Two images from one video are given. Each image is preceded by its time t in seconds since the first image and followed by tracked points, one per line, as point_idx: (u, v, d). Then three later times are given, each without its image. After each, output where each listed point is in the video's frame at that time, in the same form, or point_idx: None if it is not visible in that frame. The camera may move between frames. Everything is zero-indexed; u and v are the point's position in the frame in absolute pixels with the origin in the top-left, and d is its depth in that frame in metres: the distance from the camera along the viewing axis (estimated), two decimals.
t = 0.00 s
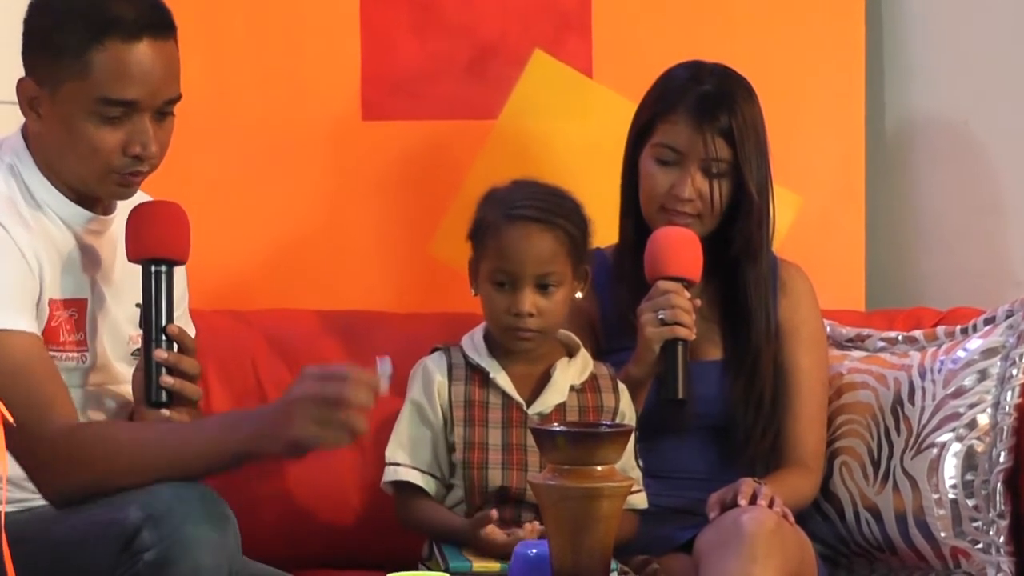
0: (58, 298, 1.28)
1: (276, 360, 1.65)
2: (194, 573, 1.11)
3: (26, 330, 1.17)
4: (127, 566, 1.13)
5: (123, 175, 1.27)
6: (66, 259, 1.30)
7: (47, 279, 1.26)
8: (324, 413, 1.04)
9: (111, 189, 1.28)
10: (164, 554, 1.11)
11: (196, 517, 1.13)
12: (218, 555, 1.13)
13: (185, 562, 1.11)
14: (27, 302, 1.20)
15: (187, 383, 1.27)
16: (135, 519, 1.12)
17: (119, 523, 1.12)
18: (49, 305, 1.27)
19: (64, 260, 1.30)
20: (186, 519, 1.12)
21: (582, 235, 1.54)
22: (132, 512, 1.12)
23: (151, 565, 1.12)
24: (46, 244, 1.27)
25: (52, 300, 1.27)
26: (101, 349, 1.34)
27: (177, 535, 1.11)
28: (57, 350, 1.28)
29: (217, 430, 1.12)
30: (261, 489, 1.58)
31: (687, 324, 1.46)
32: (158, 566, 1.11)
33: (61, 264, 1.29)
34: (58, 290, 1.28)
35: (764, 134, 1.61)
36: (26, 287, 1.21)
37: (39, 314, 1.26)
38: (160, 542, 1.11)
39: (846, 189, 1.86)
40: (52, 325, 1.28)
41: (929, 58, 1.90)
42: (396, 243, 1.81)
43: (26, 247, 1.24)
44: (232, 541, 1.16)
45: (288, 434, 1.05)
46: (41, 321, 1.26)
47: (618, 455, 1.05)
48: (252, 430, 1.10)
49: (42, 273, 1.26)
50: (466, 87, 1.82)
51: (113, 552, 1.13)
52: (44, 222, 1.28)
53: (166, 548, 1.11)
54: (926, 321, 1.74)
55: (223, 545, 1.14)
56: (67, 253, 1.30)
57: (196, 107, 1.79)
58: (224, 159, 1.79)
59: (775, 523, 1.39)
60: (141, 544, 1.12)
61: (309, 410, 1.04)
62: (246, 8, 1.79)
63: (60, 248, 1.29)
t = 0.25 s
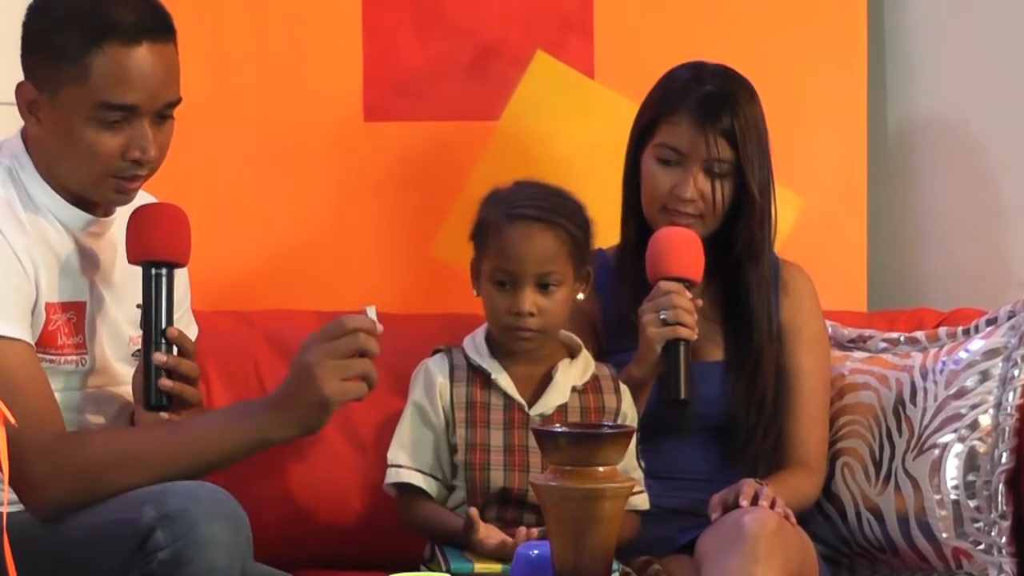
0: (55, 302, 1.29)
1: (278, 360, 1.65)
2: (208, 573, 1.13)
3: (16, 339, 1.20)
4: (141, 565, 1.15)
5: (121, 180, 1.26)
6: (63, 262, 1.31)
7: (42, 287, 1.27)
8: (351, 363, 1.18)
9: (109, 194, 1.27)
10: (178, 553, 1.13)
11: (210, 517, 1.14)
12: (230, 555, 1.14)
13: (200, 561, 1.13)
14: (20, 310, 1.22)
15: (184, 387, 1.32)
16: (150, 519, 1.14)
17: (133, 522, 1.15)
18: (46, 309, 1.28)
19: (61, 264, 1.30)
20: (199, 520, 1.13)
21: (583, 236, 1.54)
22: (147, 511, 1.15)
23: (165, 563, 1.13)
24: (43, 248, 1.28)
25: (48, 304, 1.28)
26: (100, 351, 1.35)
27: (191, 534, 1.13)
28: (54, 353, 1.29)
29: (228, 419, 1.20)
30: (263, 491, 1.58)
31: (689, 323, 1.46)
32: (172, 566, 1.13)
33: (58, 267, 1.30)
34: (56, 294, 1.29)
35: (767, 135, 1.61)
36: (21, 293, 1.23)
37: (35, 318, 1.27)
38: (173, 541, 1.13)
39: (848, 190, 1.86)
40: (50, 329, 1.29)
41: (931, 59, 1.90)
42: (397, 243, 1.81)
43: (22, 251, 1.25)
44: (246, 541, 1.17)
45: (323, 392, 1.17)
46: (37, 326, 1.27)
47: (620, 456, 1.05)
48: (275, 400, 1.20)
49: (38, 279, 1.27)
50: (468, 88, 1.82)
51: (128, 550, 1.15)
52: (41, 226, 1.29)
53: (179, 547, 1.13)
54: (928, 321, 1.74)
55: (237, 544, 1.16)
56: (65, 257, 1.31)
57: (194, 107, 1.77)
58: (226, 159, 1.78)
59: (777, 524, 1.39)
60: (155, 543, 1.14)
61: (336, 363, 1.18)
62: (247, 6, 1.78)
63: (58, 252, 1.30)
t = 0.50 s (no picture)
0: (54, 302, 1.30)
1: (280, 360, 1.65)
2: (220, 573, 1.14)
3: (16, 338, 1.21)
4: (151, 563, 1.16)
5: (120, 181, 1.26)
6: (62, 262, 1.31)
7: (41, 287, 1.28)
8: (367, 370, 1.21)
9: (108, 195, 1.27)
10: (189, 551, 1.14)
11: (221, 517, 1.15)
12: (240, 554, 1.15)
13: (211, 560, 1.14)
14: (20, 309, 1.22)
15: (184, 389, 1.31)
16: (161, 517, 1.15)
17: (144, 520, 1.16)
18: (45, 309, 1.29)
19: (61, 264, 1.31)
20: (211, 519, 1.14)
21: (584, 236, 1.54)
22: (158, 509, 1.15)
23: (176, 561, 1.14)
24: (41, 249, 1.29)
25: (47, 304, 1.29)
26: (101, 351, 1.36)
27: (202, 534, 1.14)
28: (54, 354, 1.30)
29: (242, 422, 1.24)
30: (264, 491, 1.58)
31: (690, 323, 1.46)
32: (183, 564, 1.14)
33: (57, 268, 1.30)
34: (54, 295, 1.30)
35: (768, 135, 1.61)
36: (18, 293, 1.23)
37: (34, 319, 1.28)
38: (184, 539, 1.14)
39: (848, 190, 1.86)
40: (49, 330, 1.30)
41: (931, 58, 1.90)
42: (399, 243, 1.81)
43: (21, 251, 1.26)
44: (255, 541, 1.18)
45: (341, 394, 1.19)
46: (37, 327, 1.28)
47: (621, 456, 1.05)
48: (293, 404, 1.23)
49: (37, 279, 1.27)
50: (469, 88, 1.81)
51: (138, 548, 1.16)
52: (40, 227, 1.29)
53: (190, 546, 1.14)
54: (929, 321, 1.74)
55: (247, 544, 1.17)
56: (63, 257, 1.31)
57: (193, 107, 1.77)
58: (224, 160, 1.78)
59: (779, 523, 1.39)
60: (167, 542, 1.15)
61: (354, 368, 1.21)
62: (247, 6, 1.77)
63: (57, 253, 1.30)
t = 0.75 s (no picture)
0: (55, 302, 1.30)
1: (282, 360, 1.65)
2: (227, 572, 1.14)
3: (20, 334, 1.21)
4: (157, 564, 1.16)
5: (123, 182, 1.26)
6: (61, 261, 1.31)
7: (43, 285, 1.28)
8: (375, 373, 1.22)
9: (111, 195, 1.28)
10: (196, 550, 1.14)
11: (228, 516, 1.15)
12: (247, 553, 1.16)
13: (218, 558, 1.14)
14: (23, 307, 1.23)
15: (187, 388, 1.29)
16: (168, 516, 1.15)
17: (151, 519, 1.16)
18: (46, 309, 1.29)
19: (61, 264, 1.31)
20: (219, 518, 1.14)
21: (584, 236, 1.54)
22: (165, 509, 1.16)
23: (183, 561, 1.14)
24: (42, 248, 1.29)
25: (49, 304, 1.29)
26: (102, 351, 1.36)
27: (211, 532, 1.14)
28: (57, 353, 1.31)
29: (251, 424, 1.24)
30: (266, 491, 1.58)
31: (691, 322, 1.47)
32: (190, 563, 1.14)
33: (58, 267, 1.31)
34: (55, 294, 1.30)
35: (770, 135, 1.61)
36: (20, 291, 1.24)
37: (37, 318, 1.28)
38: (191, 539, 1.14)
39: (850, 190, 1.86)
40: (51, 329, 1.30)
41: (933, 58, 1.90)
42: (401, 243, 1.80)
43: (22, 250, 1.26)
44: (262, 539, 1.18)
45: (351, 391, 1.20)
46: (39, 326, 1.29)
47: (623, 455, 1.05)
48: (305, 406, 1.24)
49: (38, 279, 1.28)
50: (471, 88, 1.81)
51: (144, 547, 1.16)
52: (41, 226, 1.29)
53: (198, 545, 1.14)
54: (931, 320, 1.74)
55: (254, 544, 1.17)
56: (63, 256, 1.31)
57: (194, 106, 1.76)
58: (224, 161, 1.77)
59: (781, 523, 1.40)
60: (173, 541, 1.15)
61: (363, 370, 1.21)
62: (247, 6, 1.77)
63: (58, 252, 1.31)
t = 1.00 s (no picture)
0: (57, 303, 1.30)
1: (284, 360, 1.65)
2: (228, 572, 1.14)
3: (20, 336, 1.21)
4: (159, 564, 1.16)
5: (126, 183, 1.26)
6: (64, 262, 1.31)
7: (45, 286, 1.28)
8: (377, 375, 1.22)
9: (114, 196, 1.27)
10: (198, 550, 1.14)
11: (230, 516, 1.15)
12: (248, 554, 1.15)
13: (219, 558, 1.14)
14: (25, 308, 1.23)
15: (190, 388, 1.29)
16: (170, 516, 1.15)
17: (153, 519, 1.16)
18: (48, 310, 1.29)
19: (63, 264, 1.31)
20: (220, 518, 1.14)
21: (586, 237, 1.54)
22: (167, 509, 1.16)
23: (184, 561, 1.14)
24: (43, 249, 1.29)
25: (51, 305, 1.29)
26: (104, 352, 1.36)
27: (213, 533, 1.14)
28: (59, 354, 1.30)
29: (249, 425, 1.24)
30: (268, 491, 1.58)
31: (692, 321, 1.47)
32: (192, 564, 1.14)
33: (60, 268, 1.31)
34: (56, 295, 1.30)
35: (772, 136, 1.61)
36: (22, 291, 1.23)
37: (39, 319, 1.28)
38: (193, 539, 1.14)
39: (852, 191, 1.86)
40: (53, 330, 1.30)
41: (934, 60, 1.90)
42: (403, 243, 1.80)
43: (24, 251, 1.26)
44: (263, 540, 1.18)
45: (352, 391, 1.20)
46: (41, 327, 1.28)
47: (625, 456, 1.05)
48: (306, 407, 1.23)
49: (40, 280, 1.28)
50: (473, 88, 1.81)
51: (146, 547, 1.16)
52: (43, 227, 1.29)
53: (200, 545, 1.14)
54: (933, 321, 1.74)
55: (256, 545, 1.17)
56: (65, 256, 1.31)
57: (196, 107, 1.76)
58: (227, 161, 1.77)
59: (784, 523, 1.40)
60: (175, 541, 1.15)
61: (365, 372, 1.21)
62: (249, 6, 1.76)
63: (60, 253, 1.31)
